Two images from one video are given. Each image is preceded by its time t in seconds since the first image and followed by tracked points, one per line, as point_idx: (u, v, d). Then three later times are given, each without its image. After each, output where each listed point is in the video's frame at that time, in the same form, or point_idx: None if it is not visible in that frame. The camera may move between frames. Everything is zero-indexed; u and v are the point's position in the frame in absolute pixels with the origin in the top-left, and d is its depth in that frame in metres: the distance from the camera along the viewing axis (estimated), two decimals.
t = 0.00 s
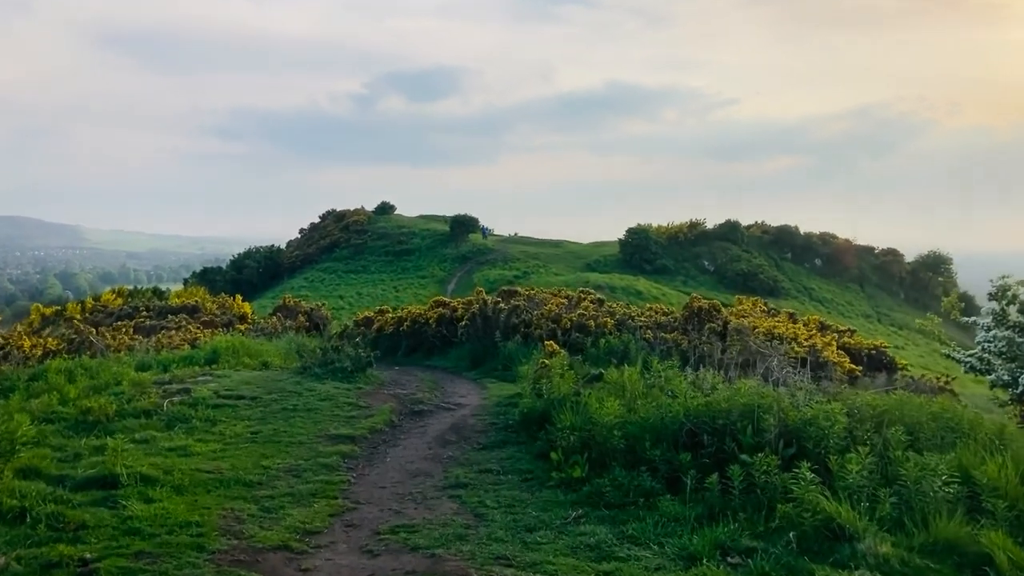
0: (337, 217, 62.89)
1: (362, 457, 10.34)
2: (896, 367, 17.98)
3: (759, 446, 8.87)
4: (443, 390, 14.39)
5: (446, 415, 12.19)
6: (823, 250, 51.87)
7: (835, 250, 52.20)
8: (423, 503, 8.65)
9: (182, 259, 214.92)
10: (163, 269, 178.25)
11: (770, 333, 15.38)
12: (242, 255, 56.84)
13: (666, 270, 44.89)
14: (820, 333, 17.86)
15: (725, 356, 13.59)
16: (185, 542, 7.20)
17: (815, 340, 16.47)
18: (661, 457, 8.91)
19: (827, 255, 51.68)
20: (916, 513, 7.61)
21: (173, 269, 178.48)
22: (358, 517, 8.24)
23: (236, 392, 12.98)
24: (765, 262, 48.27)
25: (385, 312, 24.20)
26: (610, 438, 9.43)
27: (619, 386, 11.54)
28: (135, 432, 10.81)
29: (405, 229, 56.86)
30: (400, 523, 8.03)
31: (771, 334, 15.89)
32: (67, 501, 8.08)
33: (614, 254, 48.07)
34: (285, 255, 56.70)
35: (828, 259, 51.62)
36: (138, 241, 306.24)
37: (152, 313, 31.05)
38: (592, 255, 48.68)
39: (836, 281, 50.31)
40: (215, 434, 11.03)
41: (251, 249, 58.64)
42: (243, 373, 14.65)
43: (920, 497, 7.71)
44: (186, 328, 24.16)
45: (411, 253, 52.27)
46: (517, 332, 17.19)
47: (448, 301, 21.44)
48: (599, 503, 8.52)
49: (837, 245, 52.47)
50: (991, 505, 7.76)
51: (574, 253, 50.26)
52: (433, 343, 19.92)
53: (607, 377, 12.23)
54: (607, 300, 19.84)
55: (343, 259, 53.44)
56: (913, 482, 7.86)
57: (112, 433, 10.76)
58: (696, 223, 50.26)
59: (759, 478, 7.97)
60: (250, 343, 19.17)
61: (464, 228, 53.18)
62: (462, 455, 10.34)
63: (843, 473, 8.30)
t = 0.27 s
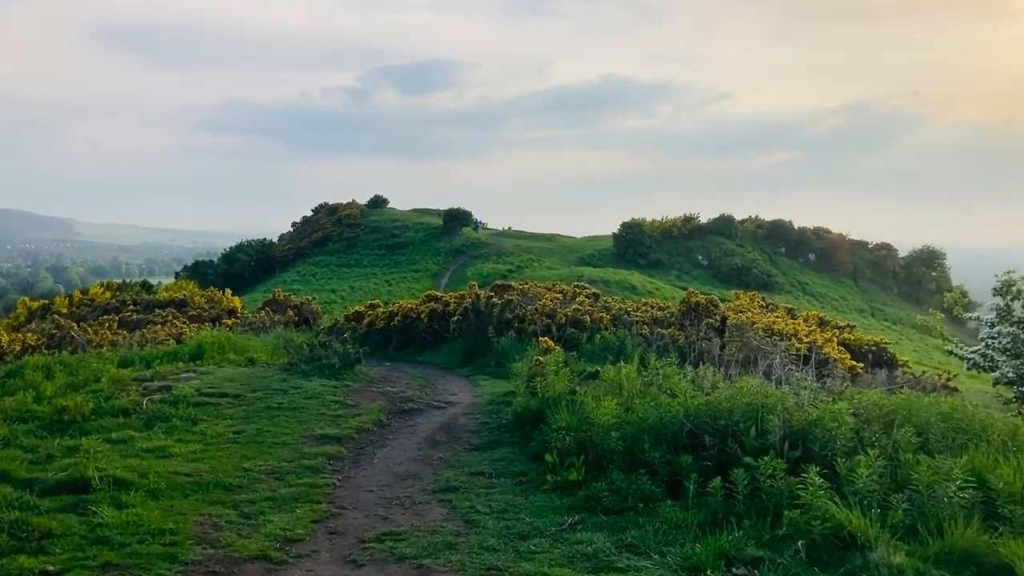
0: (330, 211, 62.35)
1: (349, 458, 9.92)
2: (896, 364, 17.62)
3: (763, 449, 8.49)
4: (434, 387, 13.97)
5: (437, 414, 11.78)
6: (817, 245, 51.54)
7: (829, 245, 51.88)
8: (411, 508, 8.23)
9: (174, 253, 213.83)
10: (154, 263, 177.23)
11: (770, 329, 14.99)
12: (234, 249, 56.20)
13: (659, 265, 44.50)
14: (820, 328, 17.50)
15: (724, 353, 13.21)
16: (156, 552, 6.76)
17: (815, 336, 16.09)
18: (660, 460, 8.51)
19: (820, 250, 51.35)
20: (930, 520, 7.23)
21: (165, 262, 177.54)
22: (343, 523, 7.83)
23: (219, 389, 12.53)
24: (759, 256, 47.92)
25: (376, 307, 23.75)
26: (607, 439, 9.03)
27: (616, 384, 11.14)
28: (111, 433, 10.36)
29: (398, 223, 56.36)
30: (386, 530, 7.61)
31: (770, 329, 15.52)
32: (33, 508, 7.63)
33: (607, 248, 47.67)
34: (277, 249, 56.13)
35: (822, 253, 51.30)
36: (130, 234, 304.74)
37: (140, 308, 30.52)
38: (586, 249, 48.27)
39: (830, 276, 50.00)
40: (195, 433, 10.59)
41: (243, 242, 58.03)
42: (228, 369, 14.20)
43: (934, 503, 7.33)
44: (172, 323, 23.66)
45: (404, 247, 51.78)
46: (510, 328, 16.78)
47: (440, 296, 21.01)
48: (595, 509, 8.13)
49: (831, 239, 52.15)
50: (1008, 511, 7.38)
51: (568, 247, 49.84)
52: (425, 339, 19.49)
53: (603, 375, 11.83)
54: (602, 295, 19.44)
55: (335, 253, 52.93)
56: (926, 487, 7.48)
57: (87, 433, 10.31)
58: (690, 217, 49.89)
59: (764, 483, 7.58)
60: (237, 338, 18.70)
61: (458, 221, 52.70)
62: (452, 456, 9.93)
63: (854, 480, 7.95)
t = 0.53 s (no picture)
0: (322, 206, 61.75)
1: (330, 468, 9.49)
2: (894, 365, 17.27)
3: (764, 460, 8.10)
4: (421, 390, 13.54)
5: (424, 420, 11.36)
6: (809, 241, 51.19)
7: (821, 241, 51.54)
8: (394, 523, 7.81)
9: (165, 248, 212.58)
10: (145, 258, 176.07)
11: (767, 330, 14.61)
12: (226, 244, 55.31)
13: (652, 261, 44.08)
14: (816, 328, 17.13)
15: (721, 356, 12.82)
16: None
17: (813, 337, 15.72)
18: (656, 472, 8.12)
19: (813, 247, 51.05)
20: (941, 539, 6.85)
21: (157, 257, 176.46)
22: (321, 540, 7.40)
23: (197, 393, 12.07)
24: (753, 253, 47.55)
25: (366, 305, 23.27)
26: (600, 449, 8.62)
27: (609, 389, 10.74)
28: (82, 440, 9.89)
29: (390, 218, 55.83)
30: (367, 548, 7.19)
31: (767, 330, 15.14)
32: None
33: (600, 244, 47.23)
34: (268, 244, 55.46)
35: (815, 250, 50.95)
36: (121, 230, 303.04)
37: (125, 305, 29.91)
38: (578, 246, 47.82)
39: (822, 272, 49.65)
40: (170, 441, 10.14)
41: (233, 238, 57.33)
42: (208, 372, 13.74)
43: (945, 520, 6.95)
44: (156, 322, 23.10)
45: (396, 243, 51.23)
46: (501, 327, 16.35)
47: (429, 294, 20.56)
48: (587, 525, 7.72)
49: (824, 236, 51.80)
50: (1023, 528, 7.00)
51: (560, 244, 49.41)
52: (414, 338, 18.99)
53: (596, 379, 11.41)
54: (596, 294, 19.03)
55: (326, 249, 52.35)
56: (937, 502, 7.09)
57: (55, 441, 9.84)
58: (683, 214, 49.50)
59: (766, 498, 7.18)
60: (221, 338, 18.19)
61: (450, 217, 52.22)
62: (438, 465, 9.51)
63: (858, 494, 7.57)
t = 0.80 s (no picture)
0: (312, 204, 61.17)
1: (314, 476, 9.07)
2: (894, 366, 16.90)
3: (768, 469, 7.73)
4: (410, 394, 13.11)
5: (412, 425, 10.93)
6: (801, 240, 50.90)
7: (813, 240, 51.24)
8: (378, 537, 7.38)
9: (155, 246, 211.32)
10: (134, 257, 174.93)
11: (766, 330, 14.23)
12: (215, 242, 54.78)
13: (644, 260, 43.71)
14: (815, 329, 16.75)
15: (719, 358, 12.42)
16: None
17: (812, 338, 15.35)
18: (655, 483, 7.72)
19: (805, 245, 50.76)
20: (958, 554, 6.47)
21: (146, 256, 175.24)
22: (301, 556, 6.97)
23: (176, 397, 11.61)
24: (744, 251, 47.20)
25: (355, 305, 22.81)
26: (595, 458, 8.22)
27: (604, 393, 10.34)
28: (52, 448, 9.43)
29: (381, 216, 55.32)
30: (349, 565, 6.76)
31: (767, 330, 14.75)
32: None
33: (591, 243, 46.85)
34: (258, 242, 54.85)
35: (807, 249, 50.64)
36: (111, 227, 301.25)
37: (110, 305, 29.36)
38: (570, 244, 47.43)
39: (814, 271, 49.33)
40: (146, 448, 9.68)
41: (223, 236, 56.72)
42: (190, 374, 13.27)
43: (963, 535, 6.56)
44: (140, 321, 22.60)
45: (387, 241, 50.72)
46: (492, 328, 15.92)
47: (419, 293, 20.13)
48: (584, 540, 7.31)
49: (815, 235, 51.50)
50: None
51: (552, 242, 48.99)
52: (404, 339, 18.53)
53: (591, 383, 11.01)
54: (589, 293, 18.64)
55: (316, 247, 51.78)
56: (952, 516, 6.71)
57: (24, 450, 9.37)
58: (675, 212, 49.14)
59: (773, 512, 6.79)
60: (205, 338, 17.70)
61: (441, 215, 51.75)
62: (427, 474, 9.10)
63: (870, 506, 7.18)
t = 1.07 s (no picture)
0: (301, 203, 60.61)
1: (305, 486, 8.65)
2: (897, 367, 16.57)
3: (784, 479, 7.36)
4: (403, 398, 12.69)
5: (406, 432, 10.52)
6: (792, 239, 50.63)
7: (804, 239, 50.98)
8: (373, 553, 6.97)
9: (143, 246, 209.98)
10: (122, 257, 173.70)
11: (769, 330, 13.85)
12: (204, 242, 54.18)
13: (635, 259, 43.37)
14: (817, 329, 16.40)
15: (723, 361, 12.05)
16: None
17: (814, 338, 14.99)
18: (665, 494, 7.34)
19: (795, 244, 50.45)
20: (989, 570, 6.11)
21: (134, 256, 174.06)
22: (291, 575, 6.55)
23: (161, 402, 11.17)
24: (735, 250, 46.88)
25: (345, 306, 22.37)
26: (601, 468, 7.83)
27: (606, 397, 9.95)
28: (29, 458, 8.98)
29: (371, 216, 54.84)
30: None
31: (769, 331, 14.39)
32: None
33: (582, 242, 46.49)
34: (247, 242, 54.27)
35: (797, 248, 50.36)
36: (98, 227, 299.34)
37: (95, 306, 28.82)
38: (561, 243, 47.06)
39: (805, 270, 49.04)
40: (128, 457, 9.24)
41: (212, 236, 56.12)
42: (175, 379, 12.82)
43: (993, 549, 6.19)
44: (125, 323, 22.09)
45: (377, 241, 50.25)
46: (487, 329, 15.52)
47: (411, 294, 19.70)
48: (591, 555, 6.93)
49: (806, 234, 51.24)
50: None
51: (543, 241, 48.58)
52: (396, 340, 18.08)
53: (593, 387, 10.61)
54: (586, 293, 18.25)
55: (306, 247, 51.26)
56: (981, 529, 6.36)
57: None
58: (666, 211, 48.81)
59: (792, 526, 6.42)
60: (191, 340, 17.24)
61: (432, 214, 51.27)
62: (423, 483, 8.70)
63: (893, 519, 6.81)
